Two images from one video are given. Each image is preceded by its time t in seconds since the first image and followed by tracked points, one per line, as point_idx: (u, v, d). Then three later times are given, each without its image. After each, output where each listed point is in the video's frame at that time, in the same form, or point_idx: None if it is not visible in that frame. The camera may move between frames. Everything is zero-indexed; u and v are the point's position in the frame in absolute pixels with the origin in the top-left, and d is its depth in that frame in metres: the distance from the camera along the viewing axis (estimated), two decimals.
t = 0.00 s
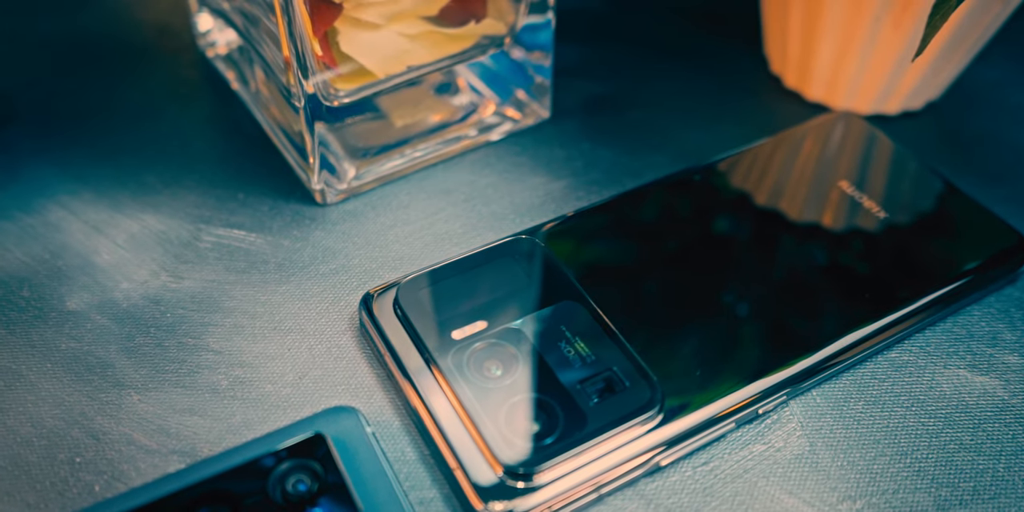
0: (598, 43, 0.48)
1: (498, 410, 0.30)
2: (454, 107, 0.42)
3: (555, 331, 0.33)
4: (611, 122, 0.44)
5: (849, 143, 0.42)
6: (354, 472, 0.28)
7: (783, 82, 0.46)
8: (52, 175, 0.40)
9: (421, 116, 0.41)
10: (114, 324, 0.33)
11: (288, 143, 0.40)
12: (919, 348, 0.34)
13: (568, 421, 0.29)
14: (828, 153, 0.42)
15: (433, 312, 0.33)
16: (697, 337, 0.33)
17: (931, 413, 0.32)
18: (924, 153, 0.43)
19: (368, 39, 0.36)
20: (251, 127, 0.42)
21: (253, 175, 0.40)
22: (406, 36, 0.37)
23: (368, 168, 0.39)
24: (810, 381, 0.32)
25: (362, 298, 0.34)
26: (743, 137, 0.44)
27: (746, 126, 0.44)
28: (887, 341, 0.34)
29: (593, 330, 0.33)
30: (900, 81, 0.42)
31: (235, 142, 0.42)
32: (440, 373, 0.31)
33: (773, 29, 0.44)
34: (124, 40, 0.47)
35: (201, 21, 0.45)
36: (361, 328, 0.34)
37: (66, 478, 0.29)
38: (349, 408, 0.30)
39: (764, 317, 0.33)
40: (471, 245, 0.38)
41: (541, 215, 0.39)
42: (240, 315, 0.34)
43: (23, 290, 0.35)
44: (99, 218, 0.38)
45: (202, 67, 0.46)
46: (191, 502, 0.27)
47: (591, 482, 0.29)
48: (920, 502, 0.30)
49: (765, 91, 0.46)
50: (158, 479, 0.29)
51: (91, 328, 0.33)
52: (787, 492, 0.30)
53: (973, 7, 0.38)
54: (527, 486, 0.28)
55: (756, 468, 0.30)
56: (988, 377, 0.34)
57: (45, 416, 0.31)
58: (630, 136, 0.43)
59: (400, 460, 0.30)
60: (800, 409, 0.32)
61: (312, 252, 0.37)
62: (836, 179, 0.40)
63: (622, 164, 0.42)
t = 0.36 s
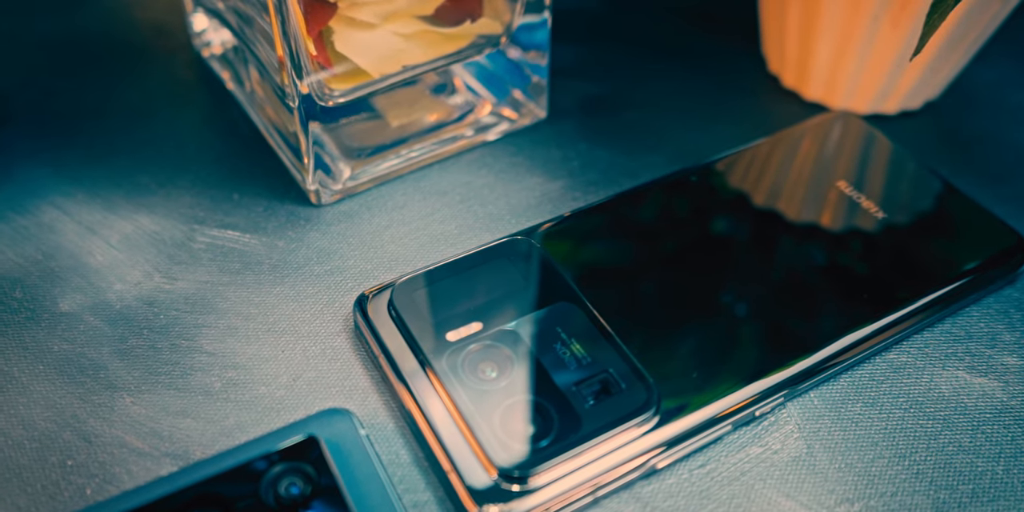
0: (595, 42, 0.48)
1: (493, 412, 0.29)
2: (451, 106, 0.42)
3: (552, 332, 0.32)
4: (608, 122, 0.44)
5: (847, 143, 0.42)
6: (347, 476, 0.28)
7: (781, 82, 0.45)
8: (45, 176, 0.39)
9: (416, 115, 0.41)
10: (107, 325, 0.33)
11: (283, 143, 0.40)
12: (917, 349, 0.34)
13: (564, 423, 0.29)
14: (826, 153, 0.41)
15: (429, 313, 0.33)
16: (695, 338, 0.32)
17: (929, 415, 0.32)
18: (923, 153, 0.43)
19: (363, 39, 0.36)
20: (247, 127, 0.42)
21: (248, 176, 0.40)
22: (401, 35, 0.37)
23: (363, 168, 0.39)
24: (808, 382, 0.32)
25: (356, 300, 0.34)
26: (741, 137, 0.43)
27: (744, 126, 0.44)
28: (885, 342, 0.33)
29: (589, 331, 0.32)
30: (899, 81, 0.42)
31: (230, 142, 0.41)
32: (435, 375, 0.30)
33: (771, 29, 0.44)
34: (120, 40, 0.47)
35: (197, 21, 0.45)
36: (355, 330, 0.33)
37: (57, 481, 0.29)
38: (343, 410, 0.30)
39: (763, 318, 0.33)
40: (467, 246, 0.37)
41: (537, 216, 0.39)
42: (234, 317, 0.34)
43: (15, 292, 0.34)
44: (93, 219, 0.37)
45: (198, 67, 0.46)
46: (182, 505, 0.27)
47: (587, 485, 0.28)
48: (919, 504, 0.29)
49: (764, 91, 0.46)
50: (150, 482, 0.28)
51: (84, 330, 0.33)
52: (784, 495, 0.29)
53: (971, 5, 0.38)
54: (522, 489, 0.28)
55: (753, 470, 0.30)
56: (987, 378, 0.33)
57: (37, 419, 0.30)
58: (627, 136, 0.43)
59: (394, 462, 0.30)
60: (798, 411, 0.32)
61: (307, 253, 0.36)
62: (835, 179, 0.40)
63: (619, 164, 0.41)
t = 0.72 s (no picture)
0: (593, 42, 0.48)
1: (490, 413, 0.29)
2: (449, 106, 0.42)
3: (549, 333, 0.32)
4: (607, 122, 0.43)
5: (847, 143, 0.42)
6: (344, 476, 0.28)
7: (780, 81, 0.45)
8: (43, 175, 0.39)
9: (414, 115, 0.41)
10: (104, 325, 0.33)
11: (281, 142, 0.40)
12: (916, 349, 0.34)
13: (561, 424, 0.29)
14: (825, 153, 0.41)
15: (427, 314, 0.32)
16: (693, 338, 0.32)
17: (928, 415, 0.32)
18: (922, 153, 0.43)
19: (361, 38, 0.36)
20: (244, 127, 0.42)
21: (246, 175, 0.40)
22: (399, 35, 0.37)
23: (360, 168, 0.39)
24: (806, 383, 0.32)
25: (354, 300, 0.34)
26: (739, 137, 0.43)
27: (742, 126, 0.44)
28: (884, 342, 0.33)
29: (588, 331, 0.32)
30: (898, 80, 0.42)
31: (227, 142, 0.41)
32: (433, 375, 0.30)
33: (770, 28, 0.43)
34: (118, 40, 0.47)
35: (195, 21, 0.45)
36: (352, 330, 0.33)
37: (53, 482, 0.29)
38: (340, 411, 0.30)
39: (762, 318, 0.33)
40: (465, 245, 0.37)
41: (535, 216, 0.39)
42: (231, 317, 0.34)
43: (12, 292, 0.34)
44: (90, 218, 0.37)
45: (196, 67, 0.45)
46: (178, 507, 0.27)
47: (585, 485, 0.28)
48: (918, 505, 0.29)
49: (763, 90, 0.46)
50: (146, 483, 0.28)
51: (80, 330, 0.33)
52: (782, 495, 0.29)
53: (971, 4, 0.37)
54: (520, 490, 0.28)
55: (751, 471, 0.30)
56: (986, 378, 0.33)
57: (33, 419, 0.30)
58: (626, 136, 0.43)
59: (391, 463, 0.29)
60: (796, 411, 0.32)
61: (304, 253, 0.36)
62: (834, 178, 0.40)
63: (618, 164, 0.41)
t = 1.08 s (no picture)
0: (595, 42, 0.48)
1: (492, 412, 0.29)
2: (451, 106, 0.42)
3: (551, 332, 0.32)
4: (608, 122, 0.43)
5: (849, 142, 0.42)
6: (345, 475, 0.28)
7: (782, 81, 0.45)
8: (44, 175, 0.39)
9: (416, 115, 0.41)
10: (106, 325, 0.33)
11: (283, 141, 0.40)
12: (918, 349, 0.34)
13: (563, 423, 0.29)
14: (827, 153, 0.41)
15: (428, 313, 0.32)
16: (694, 337, 0.32)
17: (930, 415, 0.32)
18: (924, 152, 0.43)
19: (362, 37, 0.36)
20: (246, 127, 0.42)
21: (247, 175, 0.40)
22: (401, 34, 0.37)
23: (362, 168, 0.39)
24: (808, 382, 0.32)
25: (355, 299, 0.34)
26: (741, 137, 0.43)
27: (744, 125, 0.44)
28: (886, 342, 0.33)
29: (589, 331, 0.32)
30: (900, 79, 0.42)
31: (229, 141, 0.41)
32: (433, 374, 0.30)
33: (772, 28, 0.43)
34: (120, 40, 0.47)
35: (196, 21, 0.45)
36: (354, 329, 0.33)
37: (55, 481, 0.29)
38: (342, 410, 0.30)
39: (763, 318, 0.33)
40: (466, 245, 0.37)
41: (537, 215, 0.39)
42: (232, 316, 0.34)
43: (14, 291, 0.34)
44: (92, 218, 0.37)
45: (197, 66, 0.45)
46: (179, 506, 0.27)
47: (586, 485, 0.28)
48: (920, 505, 0.29)
49: (764, 90, 0.45)
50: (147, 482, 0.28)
51: (82, 330, 0.33)
52: (784, 495, 0.29)
53: (974, 4, 0.37)
54: (521, 489, 0.28)
55: (753, 470, 0.30)
56: (988, 378, 0.33)
57: (34, 418, 0.30)
58: (627, 136, 0.43)
59: (392, 462, 0.29)
60: (798, 411, 0.32)
61: (306, 252, 0.36)
62: (835, 178, 0.40)
63: (619, 164, 0.41)
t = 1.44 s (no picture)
0: (600, 41, 0.48)
1: (499, 409, 0.29)
2: (456, 105, 0.42)
3: (557, 330, 0.32)
4: (614, 121, 0.43)
5: (853, 141, 0.42)
6: (353, 472, 0.28)
7: (787, 80, 0.45)
8: (52, 173, 0.40)
9: (422, 114, 0.41)
10: (114, 322, 0.33)
11: (289, 140, 0.40)
12: (923, 346, 0.34)
13: (571, 420, 0.29)
14: (832, 151, 0.41)
15: (435, 311, 0.33)
16: (699, 336, 0.32)
17: (936, 413, 0.32)
18: (929, 151, 0.43)
19: (370, 36, 0.36)
20: (253, 126, 0.42)
21: (254, 174, 0.40)
22: (407, 33, 0.37)
23: (369, 166, 0.39)
24: (814, 380, 0.32)
25: (363, 297, 0.34)
26: (746, 136, 0.43)
27: (749, 125, 0.44)
28: (892, 339, 0.33)
29: (596, 329, 0.32)
30: (905, 79, 0.42)
31: (236, 140, 0.41)
32: (440, 371, 0.30)
33: (777, 27, 0.44)
34: (126, 39, 0.47)
35: (202, 20, 0.45)
36: (361, 327, 0.33)
37: (65, 478, 0.29)
38: (350, 408, 0.30)
39: (767, 317, 0.33)
40: (473, 243, 0.37)
41: (543, 214, 0.39)
42: (240, 314, 0.34)
43: (23, 289, 0.34)
44: (100, 216, 0.37)
45: (204, 65, 0.46)
46: (189, 502, 0.27)
47: (594, 482, 0.28)
48: (926, 501, 0.29)
49: (770, 89, 0.46)
50: (157, 479, 0.28)
51: (90, 327, 0.33)
52: (791, 492, 0.29)
53: (980, 3, 0.38)
54: (529, 486, 0.28)
55: (760, 467, 0.30)
56: (994, 376, 0.33)
57: (44, 415, 0.30)
58: (633, 135, 0.43)
59: (401, 459, 0.30)
60: (804, 408, 0.32)
61: (313, 251, 0.36)
62: (840, 177, 0.40)
63: (625, 163, 0.41)
